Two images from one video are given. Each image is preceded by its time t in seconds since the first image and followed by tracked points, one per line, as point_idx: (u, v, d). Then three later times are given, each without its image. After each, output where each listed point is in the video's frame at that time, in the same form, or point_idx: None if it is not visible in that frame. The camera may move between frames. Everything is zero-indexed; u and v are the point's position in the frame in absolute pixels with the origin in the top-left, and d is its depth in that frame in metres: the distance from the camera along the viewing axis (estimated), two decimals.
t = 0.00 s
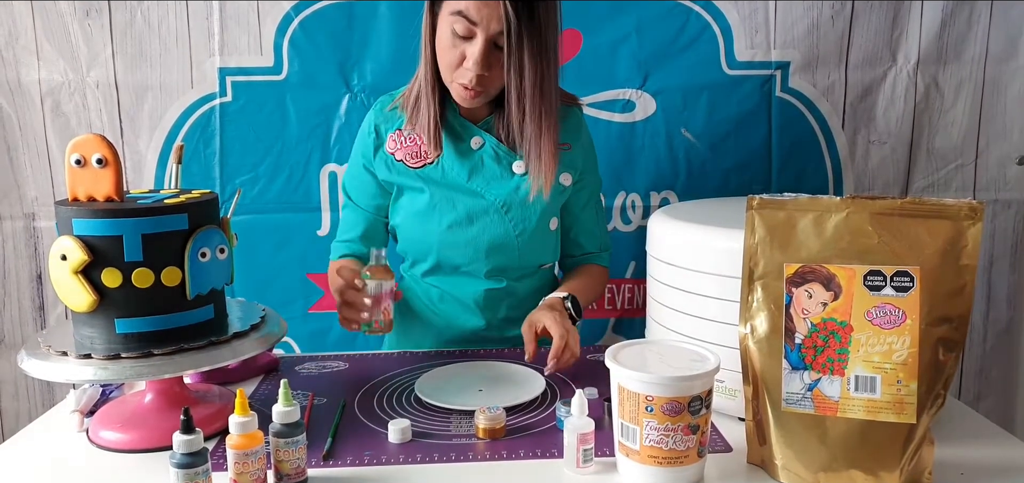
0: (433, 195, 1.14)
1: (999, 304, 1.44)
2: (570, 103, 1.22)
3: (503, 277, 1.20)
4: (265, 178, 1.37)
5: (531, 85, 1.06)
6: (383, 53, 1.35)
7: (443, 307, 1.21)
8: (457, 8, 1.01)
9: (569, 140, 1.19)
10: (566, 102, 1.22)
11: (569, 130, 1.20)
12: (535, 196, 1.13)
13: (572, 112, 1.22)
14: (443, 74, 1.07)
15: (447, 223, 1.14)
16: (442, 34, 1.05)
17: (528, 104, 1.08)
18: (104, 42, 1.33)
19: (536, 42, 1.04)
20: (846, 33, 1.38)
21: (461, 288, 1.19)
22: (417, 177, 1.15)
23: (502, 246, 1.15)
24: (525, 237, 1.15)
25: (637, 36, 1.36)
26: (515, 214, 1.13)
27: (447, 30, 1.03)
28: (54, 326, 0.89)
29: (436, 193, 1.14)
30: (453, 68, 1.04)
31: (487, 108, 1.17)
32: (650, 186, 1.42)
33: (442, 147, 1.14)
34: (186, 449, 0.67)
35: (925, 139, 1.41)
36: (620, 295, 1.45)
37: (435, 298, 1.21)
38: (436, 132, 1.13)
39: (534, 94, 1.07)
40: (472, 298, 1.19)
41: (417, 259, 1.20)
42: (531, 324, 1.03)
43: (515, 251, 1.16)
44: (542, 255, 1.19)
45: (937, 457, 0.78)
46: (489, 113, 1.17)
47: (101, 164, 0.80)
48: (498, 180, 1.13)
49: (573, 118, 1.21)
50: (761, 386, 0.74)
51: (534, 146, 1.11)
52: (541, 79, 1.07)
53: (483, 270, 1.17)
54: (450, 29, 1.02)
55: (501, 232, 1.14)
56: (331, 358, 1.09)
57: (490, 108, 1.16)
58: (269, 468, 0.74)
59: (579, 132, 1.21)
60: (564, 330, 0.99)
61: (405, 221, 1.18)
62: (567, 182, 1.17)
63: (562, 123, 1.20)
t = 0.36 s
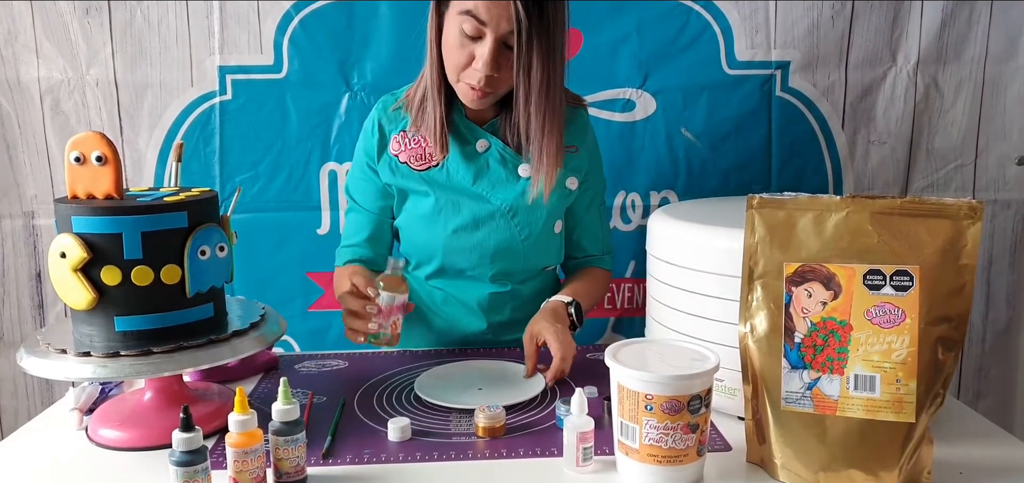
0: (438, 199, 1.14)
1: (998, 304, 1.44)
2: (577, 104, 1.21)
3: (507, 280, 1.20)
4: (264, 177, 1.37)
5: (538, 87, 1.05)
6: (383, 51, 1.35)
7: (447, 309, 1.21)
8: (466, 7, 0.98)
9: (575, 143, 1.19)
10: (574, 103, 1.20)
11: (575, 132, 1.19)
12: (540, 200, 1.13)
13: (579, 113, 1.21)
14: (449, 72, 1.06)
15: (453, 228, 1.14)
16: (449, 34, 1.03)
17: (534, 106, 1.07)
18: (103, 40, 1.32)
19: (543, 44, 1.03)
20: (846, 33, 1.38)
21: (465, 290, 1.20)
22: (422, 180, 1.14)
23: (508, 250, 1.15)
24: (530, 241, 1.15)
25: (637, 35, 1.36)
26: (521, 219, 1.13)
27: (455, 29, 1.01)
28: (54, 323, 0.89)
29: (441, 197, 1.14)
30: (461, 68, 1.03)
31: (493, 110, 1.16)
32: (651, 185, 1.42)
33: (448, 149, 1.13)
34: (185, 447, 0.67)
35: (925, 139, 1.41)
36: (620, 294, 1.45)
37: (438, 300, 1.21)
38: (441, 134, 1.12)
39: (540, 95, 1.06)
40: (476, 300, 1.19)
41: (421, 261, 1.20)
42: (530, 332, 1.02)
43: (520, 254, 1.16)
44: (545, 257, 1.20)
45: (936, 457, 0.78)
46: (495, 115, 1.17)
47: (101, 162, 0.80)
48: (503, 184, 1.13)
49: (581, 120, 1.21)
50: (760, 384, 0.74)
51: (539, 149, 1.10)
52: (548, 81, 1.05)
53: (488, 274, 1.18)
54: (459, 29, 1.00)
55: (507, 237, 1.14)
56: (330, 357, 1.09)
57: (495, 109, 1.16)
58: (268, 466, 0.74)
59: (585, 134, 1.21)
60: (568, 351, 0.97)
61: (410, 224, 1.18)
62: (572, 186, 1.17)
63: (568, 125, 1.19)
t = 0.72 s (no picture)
0: (445, 207, 1.14)
1: (995, 302, 1.45)
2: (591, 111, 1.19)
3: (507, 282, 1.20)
4: (263, 175, 1.37)
5: (561, 108, 1.05)
6: (381, 50, 1.35)
7: (447, 310, 1.21)
8: (482, 23, 0.97)
9: (587, 154, 1.19)
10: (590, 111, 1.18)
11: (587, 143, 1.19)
12: (548, 212, 1.14)
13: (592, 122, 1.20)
14: (465, 86, 1.05)
15: (459, 237, 1.14)
16: (464, 48, 1.01)
17: (556, 125, 1.07)
18: (101, 39, 1.32)
19: (567, 65, 1.02)
20: (844, 32, 1.38)
21: (467, 294, 1.20)
22: (429, 187, 1.14)
23: (513, 259, 1.16)
24: (534, 249, 1.16)
25: (635, 34, 1.36)
26: (528, 230, 1.14)
27: (470, 45, 1.00)
28: (51, 322, 0.89)
29: (448, 205, 1.14)
30: (477, 83, 1.02)
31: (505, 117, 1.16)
32: (649, 184, 1.42)
33: (460, 156, 1.12)
34: (184, 446, 0.67)
35: (922, 138, 1.41)
36: (618, 293, 1.46)
37: (440, 302, 1.21)
38: (456, 144, 1.11)
39: (563, 115, 1.06)
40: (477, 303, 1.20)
41: (424, 265, 1.20)
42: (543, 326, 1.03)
43: (523, 259, 1.17)
44: (547, 263, 1.20)
45: (934, 455, 0.79)
46: (507, 122, 1.17)
47: (98, 160, 0.80)
48: (511, 193, 1.13)
49: (593, 132, 1.21)
50: (758, 382, 0.74)
51: (562, 167, 1.10)
52: (571, 101, 1.05)
53: (492, 281, 1.19)
54: (474, 44, 0.99)
55: (513, 248, 1.15)
56: (329, 356, 1.09)
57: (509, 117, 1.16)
58: (266, 465, 0.74)
59: (593, 146, 1.20)
60: (567, 355, 0.97)
61: (416, 229, 1.17)
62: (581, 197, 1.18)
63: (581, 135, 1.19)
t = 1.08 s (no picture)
0: (449, 210, 1.14)
1: (994, 301, 1.45)
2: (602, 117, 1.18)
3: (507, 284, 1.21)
4: (262, 174, 1.37)
5: (568, 120, 1.05)
6: (380, 49, 1.34)
7: (448, 310, 1.21)
8: (490, 30, 0.97)
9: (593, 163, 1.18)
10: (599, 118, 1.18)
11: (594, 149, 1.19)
12: (550, 219, 1.14)
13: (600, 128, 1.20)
14: (471, 90, 1.05)
15: (461, 241, 1.14)
16: (472, 55, 1.01)
17: (563, 135, 1.06)
18: (100, 38, 1.32)
19: (575, 76, 1.02)
20: (844, 32, 1.38)
21: (467, 294, 1.20)
22: (433, 190, 1.14)
23: (514, 264, 1.17)
24: (535, 253, 1.17)
25: (635, 33, 1.36)
26: (530, 237, 1.15)
27: (477, 51, 1.00)
28: (50, 320, 0.89)
29: (452, 208, 1.14)
30: (483, 90, 1.01)
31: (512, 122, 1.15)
32: (648, 183, 1.42)
33: (465, 160, 1.12)
34: (183, 444, 0.67)
35: (921, 138, 1.41)
36: (617, 292, 1.46)
37: (440, 301, 1.21)
38: (462, 148, 1.11)
39: (570, 126, 1.06)
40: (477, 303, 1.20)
41: (425, 265, 1.20)
42: (548, 298, 1.07)
43: (524, 262, 1.17)
44: (548, 266, 1.21)
45: (932, 454, 0.79)
46: (513, 127, 1.15)
47: (97, 158, 0.80)
48: (514, 198, 1.13)
49: (600, 138, 1.21)
50: (757, 381, 0.74)
51: (569, 177, 1.10)
52: (579, 111, 1.05)
53: (493, 284, 1.19)
54: (481, 50, 0.99)
55: (514, 254, 1.15)
56: (328, 355, 1.09)
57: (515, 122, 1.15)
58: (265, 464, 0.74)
59: (601, 151, 1.21)
60: (571, 329, 1.02)
61: (418, 231, 1.17)
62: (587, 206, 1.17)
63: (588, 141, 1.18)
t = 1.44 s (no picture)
0: (450, 211, 1.14)
1: (995, 302, 1.45)
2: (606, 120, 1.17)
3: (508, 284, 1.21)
4: (262, 174, 1.37)
5: (570, 122, 1.05)
6: (381, 49, 1.35)
7: (448, 310, 1.21)
8: (492, 32, 0.97)
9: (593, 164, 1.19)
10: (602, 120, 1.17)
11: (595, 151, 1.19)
12: (550, 220, 1.14)
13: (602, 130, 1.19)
14: (471, 92, 1.05)
15: (462, 241, 1.14)
16: (473, 56, 1.01)
17: (564, 137, 1.06)
18: (101, 38, 1.32)
19: (577, 78, 1.02)
20: (844, 32, 1.38)
21: (467, 295, 1.20)
22: (434, 191, 1.14)
23: (515, 264, 1.17)
24: (536, 253, 1.17)
25: (634, 33, 1.36)
26: (531, 238, 1.15)
27: (479, 53, 1.00)
28: (50, 321, 0.89)
29: (452, 209, 1.14)
30: (483, 91, 1.01)
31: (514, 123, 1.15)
32: (648, 184, 1.42)
33: (467, 162, 1.12)
34: (183, 445, 0.67)
35: (922, 138, 1.41)
36: (617, 292, 1.46)
37: (440, 301, 1.21)
38: (464, 149, 1.11)
39: (572, 129, 1.06)
40: (477, 304, 1.20)
41: (425, 266, 1.21)
42: (550, 290, 1.10)
43: (524, 263, 1.17)
44: (548, 266, 1.21)
45: (932, 455, 0.79)
46: (514, 128, 1.15)
47: (98, 159, 0.80)
48: (515, 199, 1.13)
49: (601, 139, 1.21)
50: (757, 383, 0.74)
51: (570, 180, 1.10)
52: (580, 113, 1.05)
53: (493, 285, 1.19)
54: (484, 53, 0.99)
55: (515, 254, 1.15)
56: (328, 355, 1.09)
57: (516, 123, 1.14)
58: (265, 464, 0.74)
59: (601, 151, 1.21)
60: (573, 318, 1.05)
61: (419, 231, 1.18)
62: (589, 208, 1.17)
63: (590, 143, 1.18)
